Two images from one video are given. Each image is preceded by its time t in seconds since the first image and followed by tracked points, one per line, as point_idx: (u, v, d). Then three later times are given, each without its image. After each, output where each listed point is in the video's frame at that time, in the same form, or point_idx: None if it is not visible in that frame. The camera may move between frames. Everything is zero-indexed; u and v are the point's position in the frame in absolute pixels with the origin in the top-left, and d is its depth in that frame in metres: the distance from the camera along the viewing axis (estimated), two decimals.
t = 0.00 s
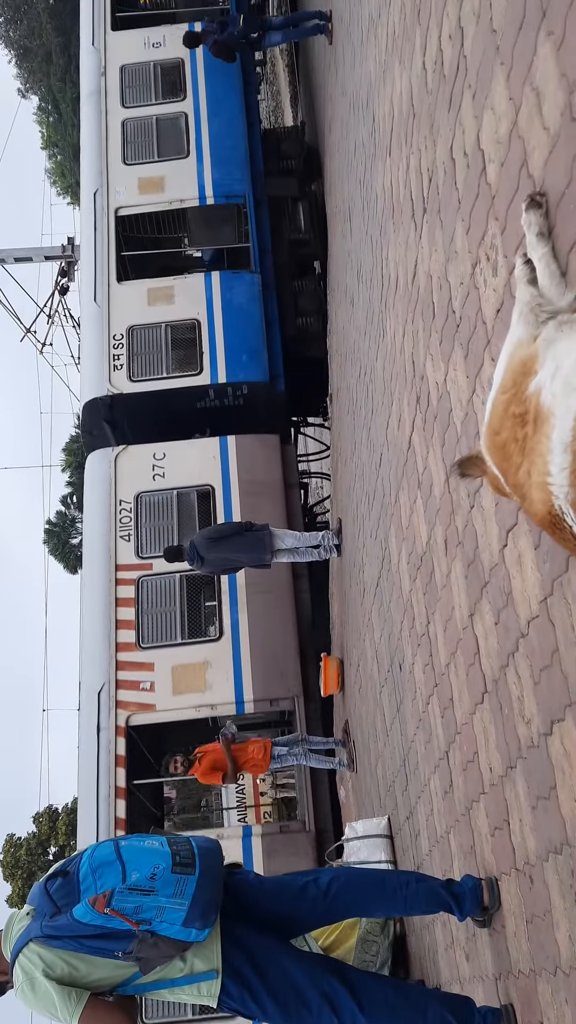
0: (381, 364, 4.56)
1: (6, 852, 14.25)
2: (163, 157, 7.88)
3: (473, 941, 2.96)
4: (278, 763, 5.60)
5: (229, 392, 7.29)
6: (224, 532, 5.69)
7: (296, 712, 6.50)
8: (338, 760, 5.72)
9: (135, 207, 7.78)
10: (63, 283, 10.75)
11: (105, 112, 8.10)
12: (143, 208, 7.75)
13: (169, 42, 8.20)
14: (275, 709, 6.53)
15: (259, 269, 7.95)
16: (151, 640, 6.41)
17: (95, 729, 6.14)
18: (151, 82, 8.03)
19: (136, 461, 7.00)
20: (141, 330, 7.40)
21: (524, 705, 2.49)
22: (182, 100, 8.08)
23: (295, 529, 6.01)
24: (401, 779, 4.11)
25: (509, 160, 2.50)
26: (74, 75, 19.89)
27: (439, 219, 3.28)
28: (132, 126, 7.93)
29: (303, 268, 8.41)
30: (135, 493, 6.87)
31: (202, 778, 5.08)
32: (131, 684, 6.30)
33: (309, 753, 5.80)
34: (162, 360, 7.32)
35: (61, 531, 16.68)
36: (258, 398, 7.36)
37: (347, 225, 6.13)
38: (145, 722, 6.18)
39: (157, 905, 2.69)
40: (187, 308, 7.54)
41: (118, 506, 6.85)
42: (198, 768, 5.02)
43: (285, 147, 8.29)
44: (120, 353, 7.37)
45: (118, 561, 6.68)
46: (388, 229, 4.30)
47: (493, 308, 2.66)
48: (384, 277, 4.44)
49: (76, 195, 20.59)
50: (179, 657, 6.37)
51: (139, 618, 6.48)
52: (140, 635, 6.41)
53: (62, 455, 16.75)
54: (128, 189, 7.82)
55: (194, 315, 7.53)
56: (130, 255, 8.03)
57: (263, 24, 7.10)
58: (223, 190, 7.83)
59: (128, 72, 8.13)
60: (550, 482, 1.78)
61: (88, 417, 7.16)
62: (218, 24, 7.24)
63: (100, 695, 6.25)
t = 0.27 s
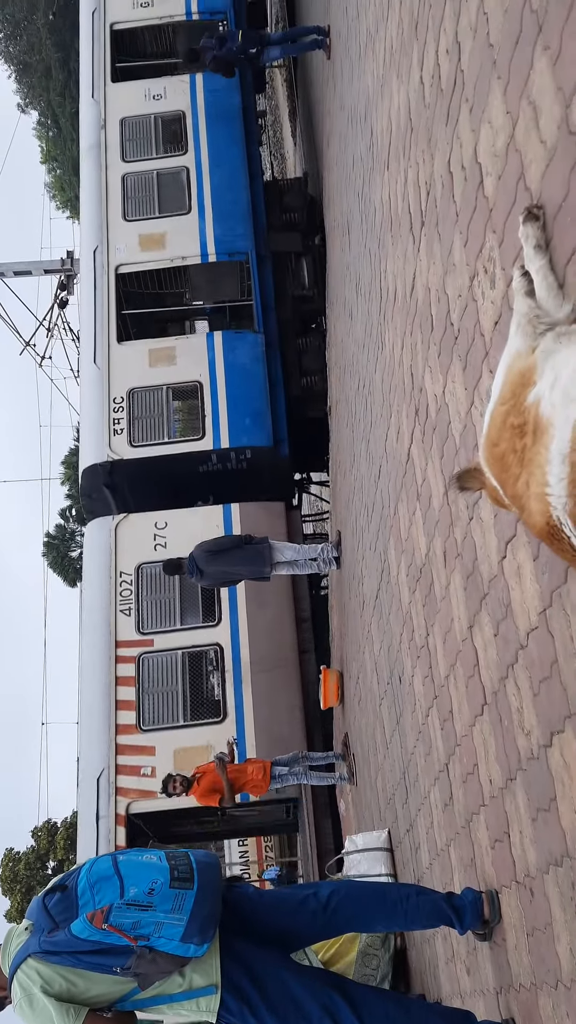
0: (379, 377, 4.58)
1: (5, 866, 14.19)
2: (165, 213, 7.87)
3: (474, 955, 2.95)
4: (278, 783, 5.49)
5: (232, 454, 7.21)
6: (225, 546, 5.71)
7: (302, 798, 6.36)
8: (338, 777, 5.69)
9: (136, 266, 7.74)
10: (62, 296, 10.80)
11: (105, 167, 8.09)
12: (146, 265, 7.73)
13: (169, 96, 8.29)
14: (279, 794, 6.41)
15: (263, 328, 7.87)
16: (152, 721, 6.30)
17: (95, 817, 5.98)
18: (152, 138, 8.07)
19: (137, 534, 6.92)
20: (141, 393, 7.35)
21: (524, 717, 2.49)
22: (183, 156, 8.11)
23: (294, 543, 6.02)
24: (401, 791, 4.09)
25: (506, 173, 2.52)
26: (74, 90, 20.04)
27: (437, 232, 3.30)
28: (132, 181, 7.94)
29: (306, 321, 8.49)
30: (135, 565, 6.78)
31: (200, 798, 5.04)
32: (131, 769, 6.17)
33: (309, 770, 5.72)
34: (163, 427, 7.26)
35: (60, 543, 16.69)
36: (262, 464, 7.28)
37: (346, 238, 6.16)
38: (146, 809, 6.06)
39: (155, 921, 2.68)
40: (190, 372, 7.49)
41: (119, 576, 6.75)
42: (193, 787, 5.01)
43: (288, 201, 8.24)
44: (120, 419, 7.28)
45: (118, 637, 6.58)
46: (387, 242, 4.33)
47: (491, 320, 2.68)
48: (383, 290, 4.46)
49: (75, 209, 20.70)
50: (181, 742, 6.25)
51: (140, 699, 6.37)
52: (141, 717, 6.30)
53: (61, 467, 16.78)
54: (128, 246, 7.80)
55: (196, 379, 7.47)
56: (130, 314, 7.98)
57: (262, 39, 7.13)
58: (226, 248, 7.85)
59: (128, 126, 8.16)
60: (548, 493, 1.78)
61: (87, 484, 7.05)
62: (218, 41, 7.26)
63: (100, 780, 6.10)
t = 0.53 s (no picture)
0: (378, 385, 4.59)
1: (3, 876, 14.13)
2: (166, 264, 7.45)
3: (474, 964, 2.94)
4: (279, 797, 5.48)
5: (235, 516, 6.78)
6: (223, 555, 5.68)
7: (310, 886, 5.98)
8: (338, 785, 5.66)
9: (137, 320, 7.32)
10: (61, 305, 10.82)
11: (104, 216, 7.71)
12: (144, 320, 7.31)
13: (170, 144, 7.90)
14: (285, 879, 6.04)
15: (266, 387, 7.41)
16: (153, 807, 5.91)
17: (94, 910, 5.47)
18: (153, 187, 7.67)
19: (137, 602, 6.58)
20: (143, 453, 6.93)
21: (524, 725, 2.49)
22: (185, 205, 7.69)
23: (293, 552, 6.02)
24: (400, 800, 4.08)
25: (503, 181, 2.53)
26: (72, 101, 20.12)
27: (435, 241, 3.32)
28: (133, 232, 7.55)
29: (310, 378, 8.31)
30: (136, 635, 6.43)
31: (201, 812, 5.02)
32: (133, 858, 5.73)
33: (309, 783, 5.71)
34: (165, 487, 6.84)
35: (59, 553, 16.69)
36: (266, 525, 6.83)
37: (344, 248, 6.18)
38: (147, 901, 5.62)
39: (154, 931, 2.66)
40: (192, 430, 7.07)
41: (118, 649, 6.40)
42: (195, 800, 4.97)
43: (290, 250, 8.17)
44: (120, 480, 6.86)
45: (118, 715, 6.19)
46: (385, 251, 4.35)
47: (489, 328, 2.69)
48: (381, 299, 4.47)
49: (74, 219, 20.79)
50: (184, 829, 5.81)
51: (141, 781, 5.96)
52: (142, 801, 5.91)
53: (60, 477, 16.80)
54: (129, 300, 7.38)
55: (199, 438, 7.05)
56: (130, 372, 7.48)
57: (262, 50, 7.17)
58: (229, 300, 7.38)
59: (128, 176, 7.78)
60: (546, 500, 1.79)
61: (85, 549, 6.63)
62: (217, 50, 7.28)
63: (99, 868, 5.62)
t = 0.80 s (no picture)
0: (377, 391, 4.60)
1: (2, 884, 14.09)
2: (168, 318, 7.42)
3: (474, 970, 2.93)
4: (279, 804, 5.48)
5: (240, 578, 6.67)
6: (223, 561, 5.66)
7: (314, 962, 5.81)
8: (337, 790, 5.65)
9: (139, 375, 7.23)
10: (60, 312, 10.84)
11: (105, 266, 7.65)
12: (146, 375, 7.22)
13: (171, 191, 7.86)
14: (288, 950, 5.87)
15: (270, 443, 7.36)
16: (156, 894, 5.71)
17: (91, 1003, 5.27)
18: (154, 237, 7.62)
19: (138, 673, 6.35)
20: (144, 514, 6.79)
21: (523, 730, 2.49)
22: (186, 255, 7.64)
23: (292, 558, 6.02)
24: (400, 806, 4.07)
25: (501, 187, 2.54)
26: (71, 107, 20.15)
27: (433, 246, 3.33)
28: (134, 283, 7.49)
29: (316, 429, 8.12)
30: (136, 711, 6.21)
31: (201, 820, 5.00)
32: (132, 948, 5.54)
33: (308, 790, 5.70)
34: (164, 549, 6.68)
35: (58, 559, 16.68)
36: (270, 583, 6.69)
37: (343, 254, 6.19)
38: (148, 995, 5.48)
39: (154, 937, 2.66)
40: (194, 490, 6.93)
41: (118, 724, 6.18)
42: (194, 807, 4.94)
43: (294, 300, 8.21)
44: (120, 541, 6.71)
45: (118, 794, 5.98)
46: (383, 256, 4.36)
47: (488, 333, 2.70)
48: (380, 305, 4.48)
49: (73, 226, 20.85)
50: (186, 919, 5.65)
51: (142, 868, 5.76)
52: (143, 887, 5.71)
53: (59, 483, 16.80)
54: (130, 354, 7.30)
55: (202, 497, 6.91)
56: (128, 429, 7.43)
57: (259, 55, 7.19)
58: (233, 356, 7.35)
59: (128, 223, 7.73)
60: (545, 504, 1.79)
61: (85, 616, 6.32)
62: (215, 57, 7.30)
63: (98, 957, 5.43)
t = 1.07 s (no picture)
0: (376, 394, 4.61)
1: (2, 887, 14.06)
2: (169, 369, 7.43)
3: (474, 972, 2.93)
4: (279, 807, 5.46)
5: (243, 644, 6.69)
6: (223, 565, 5.66)
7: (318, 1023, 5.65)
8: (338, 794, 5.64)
9: (139, 428, 7.30)
10: (59, 316, 10.85)
11: (105, 313, 7.72)
12: (148, 427, 7.29)
13: (172, 236, 7.87)
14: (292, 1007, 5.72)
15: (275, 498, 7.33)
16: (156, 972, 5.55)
17: None
18: (155, 284, 7.67)
19: (138, 745, 6.37)
20: (145, 575, 6.85)
21: (523, 731, 2.49)
22: (188, 302, 7.68)
23: (292, 559, 6.01)
24: (400, 808, 4.07)
25: (500, 189, 2.55)
26: (70, 111, 20.16)
27: (432, 248, 3.33)
28: (134, 330, 7.55)
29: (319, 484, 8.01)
30: (136, 787, 6.16)
31: (201, 824, 4.99)
32: None
33: (308, 793, 5.69)
34: (166, 614, 6.75)
35: (58, 562, 16.67)
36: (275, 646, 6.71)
37: (341, 257, 6.20)
38: None
39: (154, 939, 2.65)
40: (196, 551, 6.95)
41: (118, 800, 6.12)
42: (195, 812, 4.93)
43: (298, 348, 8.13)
44: (121, 606, 6.78)
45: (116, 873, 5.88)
46: (382, 259, 4.37)
47: (487, 335, 2.70)
48: (379, 307, 4.49)
49: (72, 230, 20.89)
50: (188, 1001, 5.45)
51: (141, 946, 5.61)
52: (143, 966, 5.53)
53: (58, 487, 16.80)
54: (130, 406, 7.35)
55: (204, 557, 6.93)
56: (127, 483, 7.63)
57: (258, 58, 7.19)
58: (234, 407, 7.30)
59: (128, 269, 7.79)
60: (544, 504, 1.79)
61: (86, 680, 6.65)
62: (214, 60, 7.31)
63: None
